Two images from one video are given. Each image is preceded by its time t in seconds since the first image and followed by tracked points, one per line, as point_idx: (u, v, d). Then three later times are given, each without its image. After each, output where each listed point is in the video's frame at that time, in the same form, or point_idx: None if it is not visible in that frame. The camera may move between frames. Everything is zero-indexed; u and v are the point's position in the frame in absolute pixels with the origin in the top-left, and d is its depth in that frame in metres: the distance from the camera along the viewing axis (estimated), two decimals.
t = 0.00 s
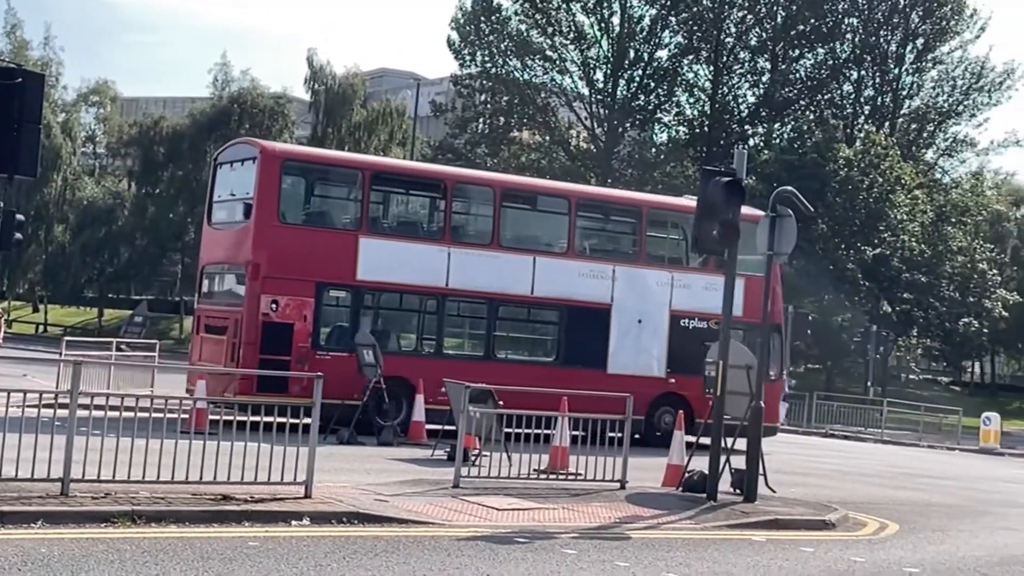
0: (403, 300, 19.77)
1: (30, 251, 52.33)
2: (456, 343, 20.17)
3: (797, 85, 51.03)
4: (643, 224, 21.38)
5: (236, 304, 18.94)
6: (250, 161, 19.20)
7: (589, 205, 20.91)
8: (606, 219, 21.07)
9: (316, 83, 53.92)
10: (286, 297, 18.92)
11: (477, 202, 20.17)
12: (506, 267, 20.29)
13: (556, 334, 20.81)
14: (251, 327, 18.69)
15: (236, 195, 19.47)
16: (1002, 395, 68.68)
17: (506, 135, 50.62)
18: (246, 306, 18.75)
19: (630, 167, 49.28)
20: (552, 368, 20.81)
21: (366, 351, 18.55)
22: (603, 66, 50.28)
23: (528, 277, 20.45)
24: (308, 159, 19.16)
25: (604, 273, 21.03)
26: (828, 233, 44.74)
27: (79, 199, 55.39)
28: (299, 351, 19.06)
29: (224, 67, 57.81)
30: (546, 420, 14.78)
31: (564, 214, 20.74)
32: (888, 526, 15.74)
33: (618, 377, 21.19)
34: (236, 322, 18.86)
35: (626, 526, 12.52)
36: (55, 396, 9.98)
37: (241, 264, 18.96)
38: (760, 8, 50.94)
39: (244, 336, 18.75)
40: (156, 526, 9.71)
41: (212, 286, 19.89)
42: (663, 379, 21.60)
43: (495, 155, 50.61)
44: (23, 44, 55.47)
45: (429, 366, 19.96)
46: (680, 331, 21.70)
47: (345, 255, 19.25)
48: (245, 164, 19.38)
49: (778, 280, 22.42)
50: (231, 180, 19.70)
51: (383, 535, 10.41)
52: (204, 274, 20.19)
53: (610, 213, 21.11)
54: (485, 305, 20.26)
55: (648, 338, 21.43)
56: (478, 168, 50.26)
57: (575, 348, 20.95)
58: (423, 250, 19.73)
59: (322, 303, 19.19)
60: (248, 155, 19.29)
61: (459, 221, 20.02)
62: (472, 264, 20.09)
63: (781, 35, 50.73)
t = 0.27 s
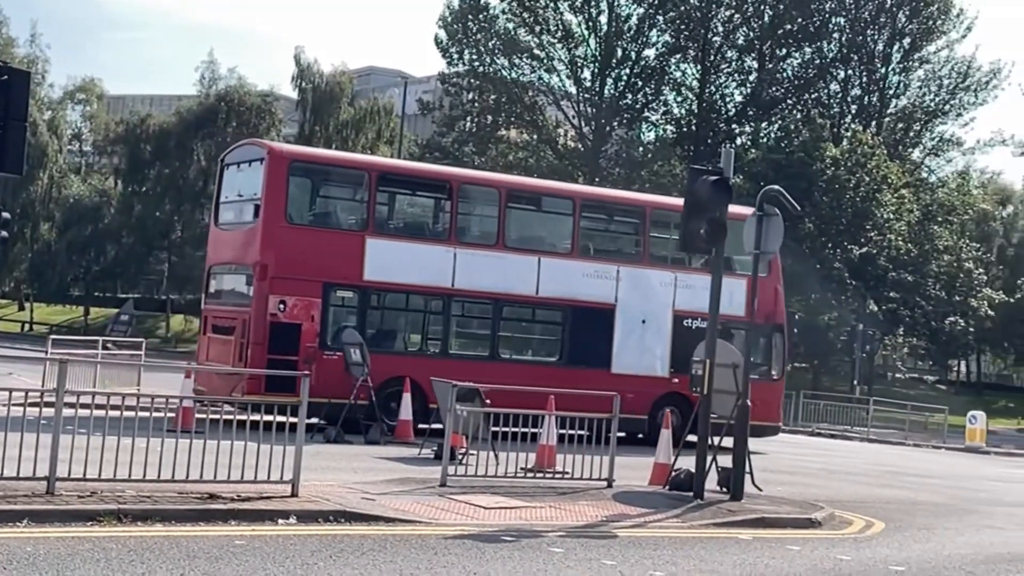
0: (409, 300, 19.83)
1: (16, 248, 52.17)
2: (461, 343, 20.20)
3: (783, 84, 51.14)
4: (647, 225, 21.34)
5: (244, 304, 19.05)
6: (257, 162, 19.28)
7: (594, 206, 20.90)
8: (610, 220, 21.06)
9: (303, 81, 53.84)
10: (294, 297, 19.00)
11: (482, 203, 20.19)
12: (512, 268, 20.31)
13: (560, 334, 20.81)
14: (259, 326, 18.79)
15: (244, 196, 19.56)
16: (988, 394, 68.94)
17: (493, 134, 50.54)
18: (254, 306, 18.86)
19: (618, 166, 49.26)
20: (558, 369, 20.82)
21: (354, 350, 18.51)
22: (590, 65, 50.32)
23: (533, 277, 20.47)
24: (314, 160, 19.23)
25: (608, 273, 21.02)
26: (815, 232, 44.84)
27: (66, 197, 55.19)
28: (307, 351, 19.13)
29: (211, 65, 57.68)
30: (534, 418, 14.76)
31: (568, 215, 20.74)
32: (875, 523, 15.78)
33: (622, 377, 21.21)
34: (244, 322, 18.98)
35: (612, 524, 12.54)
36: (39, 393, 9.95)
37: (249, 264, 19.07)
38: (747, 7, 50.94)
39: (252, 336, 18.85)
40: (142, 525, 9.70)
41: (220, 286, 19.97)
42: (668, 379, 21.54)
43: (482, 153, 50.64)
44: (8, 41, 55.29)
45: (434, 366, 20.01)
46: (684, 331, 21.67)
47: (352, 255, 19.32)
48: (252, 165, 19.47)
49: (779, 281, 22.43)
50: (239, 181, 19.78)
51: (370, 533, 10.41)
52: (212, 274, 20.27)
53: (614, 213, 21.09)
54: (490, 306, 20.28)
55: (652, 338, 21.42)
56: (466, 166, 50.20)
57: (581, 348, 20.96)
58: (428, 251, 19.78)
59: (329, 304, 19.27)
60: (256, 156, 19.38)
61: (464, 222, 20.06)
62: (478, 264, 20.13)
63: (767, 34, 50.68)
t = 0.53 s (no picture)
0: (416, 300, 19.81)
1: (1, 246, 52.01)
2: (467, 343, 20.20)
3: (771, 83, 51.13)
4: (650, 227, 21.46)
5: (252, 304, 19.02)
6: (265, 163, 19.22)
7: (597, 207, 20.98)
8: (614, 220, 21.12)
9: (290, 79, 53.73)
10: (301, 297, 18.96)
11: (488, 204, 20.20)
12: (517, 268, 20.32)
13: (564, 335, 20.85)
14: (268, 326, 18.75)
15: (251, 197, 19.50)
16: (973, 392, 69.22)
17: (481, 132, 50.43)
18: (262, 306, 18.81)
19: (606, 164, 48.97)
20: (563, 369, 20.87)
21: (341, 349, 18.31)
22: (578, 64, 50.41)
23: (539, 277, 20.49)
24: (322, 160, 19.19)
25: (612, 273, 21.09)
26: (802, 231, 44.93)
27: (52, 195, 55.03)
28: (315, 351, 19.09)
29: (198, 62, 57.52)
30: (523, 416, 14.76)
31: (572, 216, 20.81)
32: (861, 522, 15.81)
33: (626, 376, 21.28)
34: (252, 322, 18.95)
35: (599, 523, 12.54)
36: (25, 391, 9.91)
37: (257, 265, 19.01)
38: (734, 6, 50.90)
39: (261, 336, 18.80)
40: (128, 524, 9.67)
41: (227, 286, 19.89)
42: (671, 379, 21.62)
43: (470, 151, 50.61)
44: None
45: (440, 366, 20.00)
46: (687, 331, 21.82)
47: (360, 255, 19.29)
48: (260, 166, 19.40)
49: (782, 281, 22.51)
50: (245, 182, 19.73)
51: (356, 532, 10.39)
52: (218, 274, 20.20)
53: (617, 214, 21.15)
54: (496, 306, 20.29)
55: (656, 338, 21.51)
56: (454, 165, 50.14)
57: (585, 348, 21.02)
58: (435, 251, 19.77)
59: (336, 304, 19.24)
60: (263, 157, 19.32)
61: (470, 223, 20.05)
62: (484, 264, 20.12)
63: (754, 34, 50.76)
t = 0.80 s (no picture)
0: (423, 301, 19.81)
1: None
2: (473, 343, 20.21)
3: (759, 82, 51.18)
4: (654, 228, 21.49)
5: (260, 304, 19.03)
6: (273, 163, 19.24)
7: (602, 208, 20.96)
8: (618, 221, 21.11)
9: (277, 77, 53.63)
10: (309, 297, 18.97)
11: (493, 204, 20.19)
12: (523, 268, 20.33)
13: (570, 334, 20.86)
14: (276, 326, 18.76)
15: (259, 198, 19.52)
16: (959, 391, 69.47)
17: (468, 131, 50.39)
18: (270, 306, 18.82)
19: (593, 163, 48.97)
20: (569, 368, 20.89)
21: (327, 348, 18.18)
22: (565, 62, 50.40)
23: (544, 278, 20.50)
24: (328, 161, 19.19)
25: (616, 274, 21.08)
26: (789, 230, 44.98)
27: (37, 193, 54.88)
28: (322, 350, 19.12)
29: (185, 60, 57.38)
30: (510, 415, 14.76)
31: (577, 217, 20.79)
32: (848, 520, 15.85)
33: (631, 376, 21.29)
34: (260, 322, 18.96)
35: (586, 521, 12.56)
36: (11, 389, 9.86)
37: (265, 265, 19.02)
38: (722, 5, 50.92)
39: (269, 336, 18.82)
40: (114, 523, 9.65)
41: (235, 287, 19.92)
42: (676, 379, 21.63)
43: (457, 150, 50.59)
44: None
45: (447, 366, 20.01)
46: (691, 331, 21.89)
47: (366, 256, 19.29)
48: (267, 167, 19.42)
49: (784, 281, 22.61)
50: (253, 183, 19.74)
51: (343, 530, 10.39)
52: (226, 274, 20.21)
53: (621, 215, 21.15)
54: (502, 306, 20.29)
55: (660, 338, 21.57)
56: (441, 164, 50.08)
57: (591, 348, 21.02)
58: (442, 251, 19.77)
59: (343, 304, 19.24)
60: (271, 157, 19.33)
61: (475, 223, 20.05)
62: (490, 265, 20.12)
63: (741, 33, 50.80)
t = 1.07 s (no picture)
0: (430, 301, 19.83)
1: None
2: (479, 343, 20.23)
3: (746, 81, 51.25)
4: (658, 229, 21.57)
5: (268, 304, 19.05)
6: (281, 164, 19.26)
7: (606, 209, 21.02)
8: (622, 222, 21.18)
9: (264, 76, 53.64)
10: (317, 297, 18.98)
11: (499, 205, 20.24)
12: (529, 269, 20.38)
13: (574, 334, 20.91)
14: (285, 326, 18.77)
15: (266, 199, 19.53)
16: (944, 390, 69.68)
17: (456, 129, 50.40)
18: (278, 306, 18.83)
19: (581, 162, 49.11)
20: (575, 368, 20.93)
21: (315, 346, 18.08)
22: (553, 61, 50.42)
23: (549, 278, 20.56)
24: (336, 162, 19.21)
25: (621, 274, 21.13)
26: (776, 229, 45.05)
27: (23, 190, 54.74)
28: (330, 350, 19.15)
29: (172, 58, 57.28)
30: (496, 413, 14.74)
31: (582, 218, 20.85)
32: (834, 518, 15.89)
33: (636, 376, 21.34)
34: (268, 322, 18.97)
35: (573, 519, 12.56)
36: None
37: (273, 265, 19.03)
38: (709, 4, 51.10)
39: (277, 335, 18.83)
40: (100, 522, 9.62)
41: (242, 287, 19.91)
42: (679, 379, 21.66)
43: (445, 148, 50.60)
44: None
45: (453, 366, 20.04)
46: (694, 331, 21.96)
47: (374, 256, 19.31)
48: (274, 168, 19.44)
49: (786, 281, 22.68)
50: (260, 183, 19.74)
51: (330, 528, 10.37)
52: (233, 275, 20.19)
53: (625, 216, 21.22)
54: (507, 306, 20.32)
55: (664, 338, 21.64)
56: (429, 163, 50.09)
57: (596, 348, 21.06)
58: (448, 251, 19.80)
59: (351, 304, 19.25)
60: (278, 159, 19.35)
61: (481, 224, 20.09)
62: (496, 265, 20.17)
63: (728, 31, 50.95)
